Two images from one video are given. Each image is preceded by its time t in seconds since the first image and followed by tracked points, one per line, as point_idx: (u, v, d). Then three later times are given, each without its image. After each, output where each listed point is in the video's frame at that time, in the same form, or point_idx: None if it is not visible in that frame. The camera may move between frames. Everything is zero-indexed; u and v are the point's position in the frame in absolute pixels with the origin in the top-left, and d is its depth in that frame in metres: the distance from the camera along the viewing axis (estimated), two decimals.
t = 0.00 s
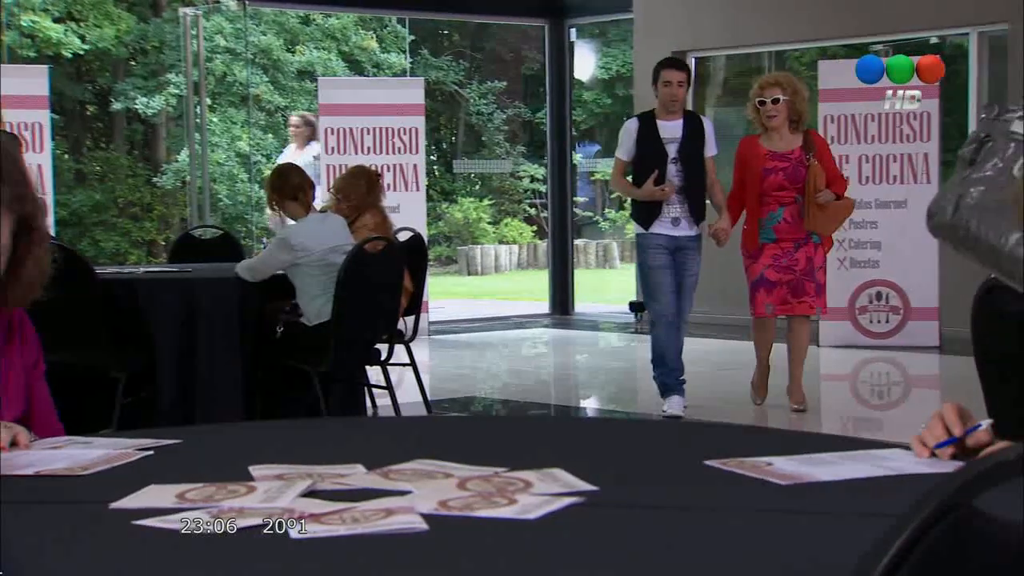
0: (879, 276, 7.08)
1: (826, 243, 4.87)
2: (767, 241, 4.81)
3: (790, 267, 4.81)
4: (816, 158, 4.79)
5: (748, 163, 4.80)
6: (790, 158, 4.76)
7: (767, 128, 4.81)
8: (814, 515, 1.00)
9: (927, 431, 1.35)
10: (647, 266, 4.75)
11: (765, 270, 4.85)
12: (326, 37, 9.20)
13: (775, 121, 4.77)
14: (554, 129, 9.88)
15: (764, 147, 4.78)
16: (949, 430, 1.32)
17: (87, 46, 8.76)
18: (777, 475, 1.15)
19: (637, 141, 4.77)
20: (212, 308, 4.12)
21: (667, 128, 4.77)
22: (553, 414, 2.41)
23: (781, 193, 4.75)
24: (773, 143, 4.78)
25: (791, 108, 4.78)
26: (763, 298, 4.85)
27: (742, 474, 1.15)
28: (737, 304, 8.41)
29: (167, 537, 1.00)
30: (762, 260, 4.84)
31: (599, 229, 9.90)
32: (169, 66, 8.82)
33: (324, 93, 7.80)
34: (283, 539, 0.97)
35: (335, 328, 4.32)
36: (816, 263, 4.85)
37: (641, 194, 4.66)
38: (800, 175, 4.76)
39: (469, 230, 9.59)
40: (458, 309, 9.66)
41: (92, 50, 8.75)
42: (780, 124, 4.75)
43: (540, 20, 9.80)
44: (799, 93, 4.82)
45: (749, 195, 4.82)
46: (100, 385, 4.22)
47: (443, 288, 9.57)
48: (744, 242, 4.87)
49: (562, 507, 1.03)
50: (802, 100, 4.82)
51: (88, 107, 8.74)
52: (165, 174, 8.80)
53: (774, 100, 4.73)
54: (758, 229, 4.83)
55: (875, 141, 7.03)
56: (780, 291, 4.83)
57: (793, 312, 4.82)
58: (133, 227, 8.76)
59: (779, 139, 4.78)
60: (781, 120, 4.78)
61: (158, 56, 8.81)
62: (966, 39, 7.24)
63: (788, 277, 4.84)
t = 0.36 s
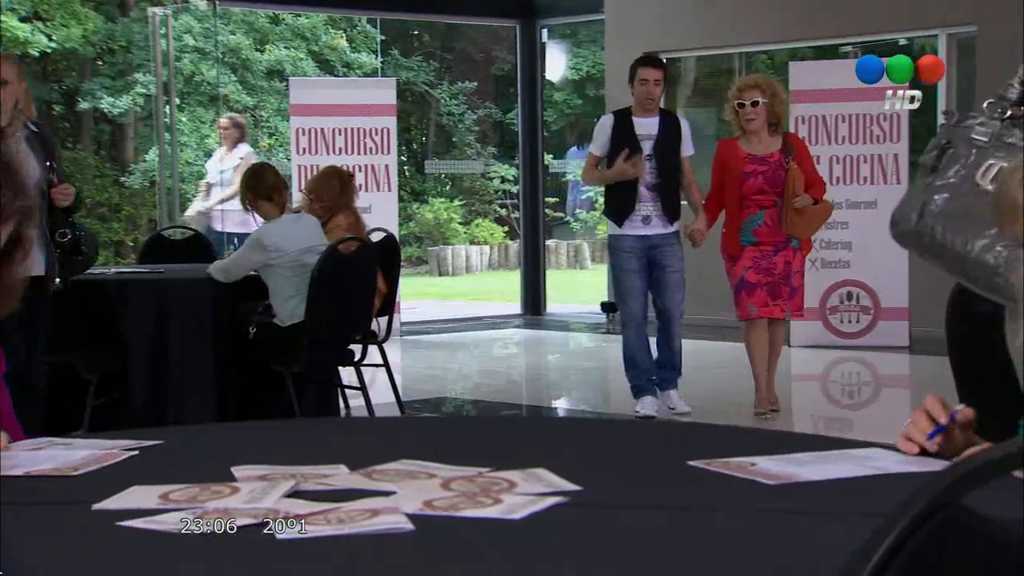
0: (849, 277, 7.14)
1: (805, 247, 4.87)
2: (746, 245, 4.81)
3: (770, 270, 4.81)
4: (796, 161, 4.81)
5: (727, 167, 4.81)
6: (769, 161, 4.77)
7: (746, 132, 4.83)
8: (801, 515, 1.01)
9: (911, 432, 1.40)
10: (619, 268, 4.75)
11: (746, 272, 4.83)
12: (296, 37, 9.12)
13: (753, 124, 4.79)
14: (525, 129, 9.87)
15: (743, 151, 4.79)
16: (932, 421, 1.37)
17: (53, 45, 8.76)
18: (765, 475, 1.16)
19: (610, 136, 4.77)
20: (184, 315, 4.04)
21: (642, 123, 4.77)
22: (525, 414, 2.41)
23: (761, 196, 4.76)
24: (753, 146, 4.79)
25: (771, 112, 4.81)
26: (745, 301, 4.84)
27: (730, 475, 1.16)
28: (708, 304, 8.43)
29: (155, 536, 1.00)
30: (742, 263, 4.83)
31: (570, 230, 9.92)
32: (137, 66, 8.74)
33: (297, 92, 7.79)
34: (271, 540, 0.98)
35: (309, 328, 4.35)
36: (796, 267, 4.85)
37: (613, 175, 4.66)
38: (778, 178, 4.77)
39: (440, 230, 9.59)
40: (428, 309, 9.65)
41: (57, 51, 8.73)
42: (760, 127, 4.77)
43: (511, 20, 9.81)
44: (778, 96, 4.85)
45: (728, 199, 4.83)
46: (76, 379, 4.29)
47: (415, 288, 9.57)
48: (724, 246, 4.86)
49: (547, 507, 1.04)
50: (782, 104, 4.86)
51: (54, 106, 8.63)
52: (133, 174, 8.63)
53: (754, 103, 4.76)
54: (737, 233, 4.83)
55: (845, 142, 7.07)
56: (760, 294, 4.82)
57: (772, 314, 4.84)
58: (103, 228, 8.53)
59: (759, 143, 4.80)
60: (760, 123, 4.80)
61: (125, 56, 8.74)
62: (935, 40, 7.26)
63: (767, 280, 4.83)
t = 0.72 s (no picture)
0: (824, 277, 7.15)
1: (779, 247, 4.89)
2: (721, 247, 4.81)
3: (745, 272, 4.82)
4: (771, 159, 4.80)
5: (702, 166, 4.81)
6: (745, 160, 4.77)
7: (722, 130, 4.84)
8: (788, 514, 1.02)
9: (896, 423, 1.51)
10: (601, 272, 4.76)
11: (721, 276, 4.83)
12: (270, 36, 9.14)
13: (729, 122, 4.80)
14: (500, 130, 9.86)
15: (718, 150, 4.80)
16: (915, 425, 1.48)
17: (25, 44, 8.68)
18: (753, 475, 1.17)
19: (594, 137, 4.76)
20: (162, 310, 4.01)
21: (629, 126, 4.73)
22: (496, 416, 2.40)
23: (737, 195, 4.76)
24: (728, 144, 4.80)
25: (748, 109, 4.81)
26: (722, 305, 4.84)
27: (718, 475, 1.16)
28: (684, 304, 8.44)
29: (142, 536, 1.00)
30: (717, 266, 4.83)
31: (544, 230, 9.89)
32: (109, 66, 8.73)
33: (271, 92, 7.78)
34: (257, 540, 0.98)
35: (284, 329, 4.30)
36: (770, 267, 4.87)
37: (599, 148, 4.66)
38: (753, 177, 4.78)
39: (414, 230, 9.60)
40: (403, 309, 9.64)
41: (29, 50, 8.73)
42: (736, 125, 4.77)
43: (487, 21, 9.79)
44: (754, 93, 4.85)
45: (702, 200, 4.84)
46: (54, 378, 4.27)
47: (390, 288, 9.56)
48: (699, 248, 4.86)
49: (534, 506, 1.04)
50: (758, 101, 4.85)
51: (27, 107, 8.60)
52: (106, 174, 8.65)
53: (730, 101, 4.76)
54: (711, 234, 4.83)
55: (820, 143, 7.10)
56: (735, 297, 4.83)
57: (751, 318, 4.86)
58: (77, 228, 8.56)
59: (735, 141, 4.81)
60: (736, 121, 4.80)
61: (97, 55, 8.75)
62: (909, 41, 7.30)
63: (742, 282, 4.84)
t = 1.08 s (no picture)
0: (802, 277, 7.15)
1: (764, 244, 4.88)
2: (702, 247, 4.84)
3: (727, 271, 4.83)
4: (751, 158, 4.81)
5: (682, 167, 4.82)
6: (722, 159, 4.78)
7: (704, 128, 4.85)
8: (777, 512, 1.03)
9: (883, 428, 1.42)
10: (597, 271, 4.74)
11: (704, 276, 4.86)
12: (247, 36, 9.05)
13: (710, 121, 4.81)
14: (478, 129, 9.87)
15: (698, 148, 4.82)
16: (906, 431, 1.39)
17: None
18: (740, 474, 1.17)
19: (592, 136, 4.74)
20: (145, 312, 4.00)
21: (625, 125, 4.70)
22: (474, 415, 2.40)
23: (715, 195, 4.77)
24: (709, 144, 4.82)
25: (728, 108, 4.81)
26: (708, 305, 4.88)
27: (707, 474, 1.16)
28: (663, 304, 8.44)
29: (135, 537, 0.99)
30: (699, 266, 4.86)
31: (522, 230, 9.92)
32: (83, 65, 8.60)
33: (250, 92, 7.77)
34: (249, 540, 0.98)
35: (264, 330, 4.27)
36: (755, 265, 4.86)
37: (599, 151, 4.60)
38: (732, 176, 4.78)
39: (392, 231, 9.58)
40: (380, 309, 9.64)
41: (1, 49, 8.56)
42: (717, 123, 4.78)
43: (465, 21, 9.80)
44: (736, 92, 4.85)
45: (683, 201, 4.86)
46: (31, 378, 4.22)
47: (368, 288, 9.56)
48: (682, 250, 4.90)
49: (525, 505, 1.05)
50: (740, 99, 4.86)
51: None
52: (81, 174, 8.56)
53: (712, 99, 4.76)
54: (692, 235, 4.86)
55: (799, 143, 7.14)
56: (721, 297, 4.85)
57: (735, 315, 4.86)
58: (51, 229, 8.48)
59: (715, 140, 4.83)
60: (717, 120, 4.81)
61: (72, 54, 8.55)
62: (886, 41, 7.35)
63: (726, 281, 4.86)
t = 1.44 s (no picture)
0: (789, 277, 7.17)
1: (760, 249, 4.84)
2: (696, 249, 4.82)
3: (721, 274, 4.80)
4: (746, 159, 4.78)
5: (678, 166, 4.83)
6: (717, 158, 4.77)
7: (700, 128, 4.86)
8: (776, 511, 1.03)
9: (873, 427, 1.42)
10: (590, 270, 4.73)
11: (697, 279, 4.85)
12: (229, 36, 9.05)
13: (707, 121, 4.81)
14: (463, 130, 9.88)
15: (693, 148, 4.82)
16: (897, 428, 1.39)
17: None
18: (737, 474, 1.18)
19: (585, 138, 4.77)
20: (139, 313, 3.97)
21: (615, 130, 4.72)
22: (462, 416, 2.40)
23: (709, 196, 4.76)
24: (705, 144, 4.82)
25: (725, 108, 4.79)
26: (700, 308, 4.87)
27: (706, 474, 1.17)
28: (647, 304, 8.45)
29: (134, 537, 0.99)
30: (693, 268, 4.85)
31: (505, 230, 9.91)
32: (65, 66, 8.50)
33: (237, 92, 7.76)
34: (248, 540, 0.98)
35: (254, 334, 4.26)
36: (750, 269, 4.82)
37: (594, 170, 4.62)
38: (726, 177, 4.77)
39: (376, 231, 9.59)
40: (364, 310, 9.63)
41: None
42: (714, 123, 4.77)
43: (450, 22, 9.80)
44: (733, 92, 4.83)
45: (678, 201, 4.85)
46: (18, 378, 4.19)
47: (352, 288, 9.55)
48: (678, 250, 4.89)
49: (523, 505, 1.05)
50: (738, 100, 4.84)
51: None
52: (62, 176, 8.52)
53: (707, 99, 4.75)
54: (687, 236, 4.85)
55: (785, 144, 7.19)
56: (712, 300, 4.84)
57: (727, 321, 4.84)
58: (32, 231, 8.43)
59: (712, 139, 4.82)
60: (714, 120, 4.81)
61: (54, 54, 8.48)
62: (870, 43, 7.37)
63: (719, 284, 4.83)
